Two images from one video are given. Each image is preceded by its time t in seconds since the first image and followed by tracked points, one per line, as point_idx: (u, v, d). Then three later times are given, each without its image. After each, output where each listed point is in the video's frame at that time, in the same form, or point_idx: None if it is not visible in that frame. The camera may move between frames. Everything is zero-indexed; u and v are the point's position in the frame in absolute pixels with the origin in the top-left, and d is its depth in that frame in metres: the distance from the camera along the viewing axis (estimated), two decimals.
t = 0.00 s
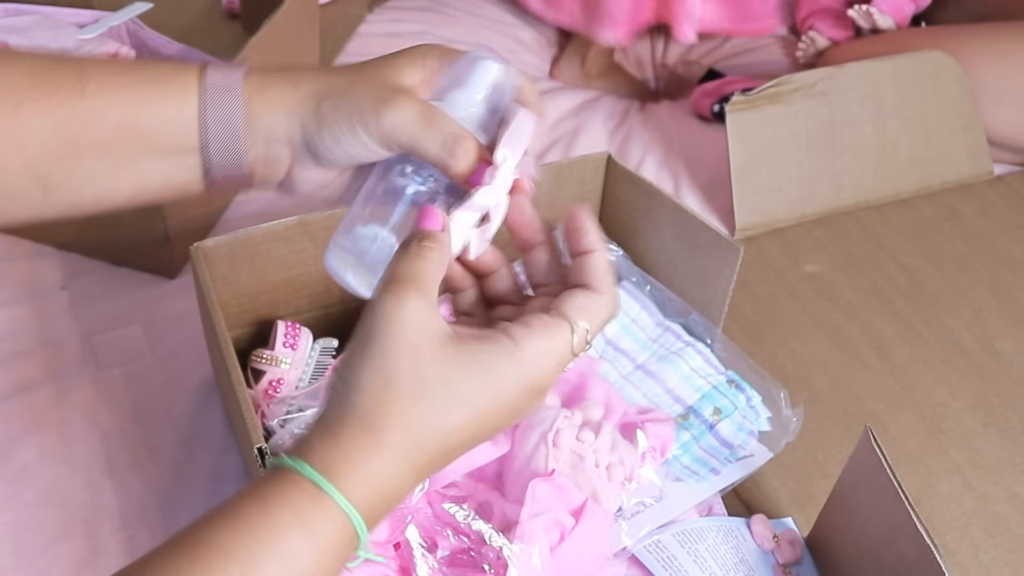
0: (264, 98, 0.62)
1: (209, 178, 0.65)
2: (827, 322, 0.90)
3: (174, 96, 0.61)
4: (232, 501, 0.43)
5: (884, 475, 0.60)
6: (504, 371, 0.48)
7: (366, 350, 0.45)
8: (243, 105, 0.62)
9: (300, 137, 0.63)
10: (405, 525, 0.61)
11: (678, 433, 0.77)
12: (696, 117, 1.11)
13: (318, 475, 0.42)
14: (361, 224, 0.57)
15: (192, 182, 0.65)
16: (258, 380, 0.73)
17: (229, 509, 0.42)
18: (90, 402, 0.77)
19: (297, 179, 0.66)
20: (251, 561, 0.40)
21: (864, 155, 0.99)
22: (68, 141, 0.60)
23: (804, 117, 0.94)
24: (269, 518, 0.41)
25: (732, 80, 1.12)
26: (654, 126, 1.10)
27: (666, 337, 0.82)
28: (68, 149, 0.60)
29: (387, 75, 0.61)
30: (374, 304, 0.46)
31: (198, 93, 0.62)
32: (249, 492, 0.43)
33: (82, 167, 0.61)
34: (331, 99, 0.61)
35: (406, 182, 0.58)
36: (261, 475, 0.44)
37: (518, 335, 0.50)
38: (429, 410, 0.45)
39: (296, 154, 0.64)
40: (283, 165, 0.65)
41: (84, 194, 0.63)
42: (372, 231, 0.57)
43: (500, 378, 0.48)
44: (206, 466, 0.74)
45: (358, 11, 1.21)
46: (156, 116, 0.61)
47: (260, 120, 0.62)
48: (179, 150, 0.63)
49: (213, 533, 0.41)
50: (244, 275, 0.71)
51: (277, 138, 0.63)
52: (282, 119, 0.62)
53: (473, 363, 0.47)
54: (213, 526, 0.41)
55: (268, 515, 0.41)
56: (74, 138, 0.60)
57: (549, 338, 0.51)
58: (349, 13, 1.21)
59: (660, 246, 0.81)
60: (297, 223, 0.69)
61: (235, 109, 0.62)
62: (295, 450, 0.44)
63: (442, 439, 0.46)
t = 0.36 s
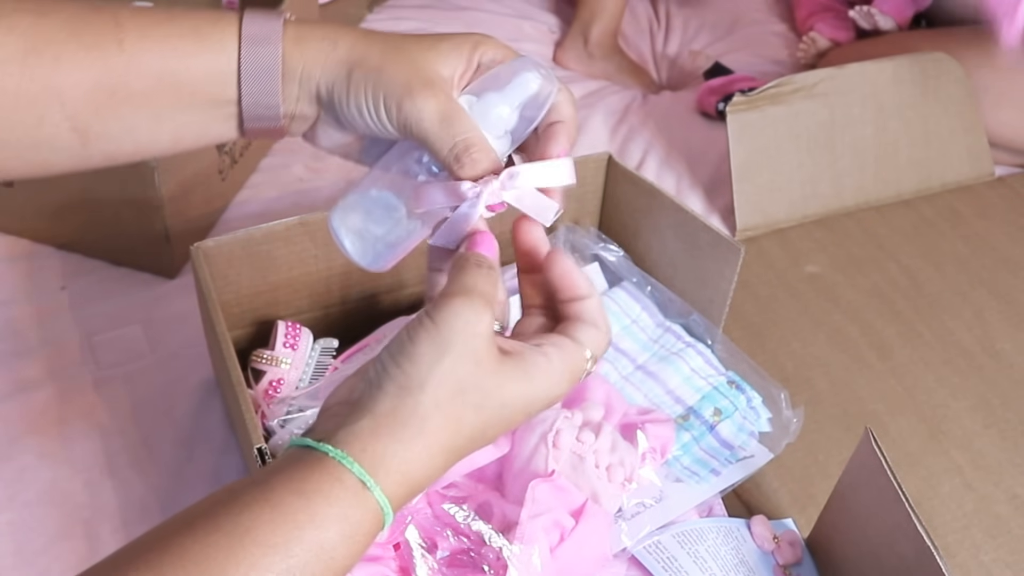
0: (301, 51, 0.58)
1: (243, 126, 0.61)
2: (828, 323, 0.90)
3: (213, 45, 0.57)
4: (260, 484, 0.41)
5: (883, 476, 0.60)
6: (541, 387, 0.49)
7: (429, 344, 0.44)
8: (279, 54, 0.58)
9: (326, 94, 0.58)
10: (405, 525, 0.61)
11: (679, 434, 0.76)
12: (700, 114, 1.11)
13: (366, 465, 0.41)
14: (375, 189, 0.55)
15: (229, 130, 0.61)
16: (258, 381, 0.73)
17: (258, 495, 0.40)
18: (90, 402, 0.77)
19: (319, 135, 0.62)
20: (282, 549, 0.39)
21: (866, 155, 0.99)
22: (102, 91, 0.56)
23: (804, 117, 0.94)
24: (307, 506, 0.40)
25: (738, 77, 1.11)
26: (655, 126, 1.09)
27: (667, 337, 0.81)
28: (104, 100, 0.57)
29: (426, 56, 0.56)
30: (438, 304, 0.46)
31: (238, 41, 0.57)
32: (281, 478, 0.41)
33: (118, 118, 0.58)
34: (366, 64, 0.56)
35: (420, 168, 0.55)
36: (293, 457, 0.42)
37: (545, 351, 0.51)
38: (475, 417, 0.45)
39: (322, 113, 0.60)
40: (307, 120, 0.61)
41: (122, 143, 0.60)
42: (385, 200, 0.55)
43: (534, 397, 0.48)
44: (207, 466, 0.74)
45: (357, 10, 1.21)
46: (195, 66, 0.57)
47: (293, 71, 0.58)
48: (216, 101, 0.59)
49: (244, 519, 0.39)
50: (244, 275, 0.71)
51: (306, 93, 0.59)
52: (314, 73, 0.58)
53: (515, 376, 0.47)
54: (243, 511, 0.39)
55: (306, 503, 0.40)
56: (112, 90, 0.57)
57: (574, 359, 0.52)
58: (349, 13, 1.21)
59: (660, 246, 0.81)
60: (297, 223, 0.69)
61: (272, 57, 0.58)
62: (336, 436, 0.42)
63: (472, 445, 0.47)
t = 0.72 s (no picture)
0: (325, 45, 0.55)
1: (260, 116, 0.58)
2: (828, 323, 0.90)
3: (231, 34, 0.54)
4: (274, 481, 0.40)
5: (884, 476, 0.60)
6: (551, 418, 0.48)
7: (454, 358, 0.44)
8: (301, 44, 0.55)
9: (347, 92, 0.56)
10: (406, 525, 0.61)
11: (679, 434, 0.76)
12: (701, 113, 1.12)
13: (378, 472, 0.41)
14: (360, 172, 0.54)
15: (245, 120, 0.58)
16: (258, 381, 0.73)
17: (272, 493, 0.40)
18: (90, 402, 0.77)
19: (331, 129, 0.60)
20: (293, 550, 0.39)
21: (866, 156, 0.99)
22: (117, 79, 0.53)
23: (804, 117, 0.94)
24: (318, 508, 0.40)
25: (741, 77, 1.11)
26: (655, 127, 1.09)
27: (667, 337, 0.81)
28: (120, 91, 0.54)
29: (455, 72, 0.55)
30: (467, 319, 0.45)
31: (258, 30, 0.54)
32: (296, 475, 0.40)
33: (133, 108, 0.55)
34: (392, 68, 0.54)
35: (423, 175, 0.54)
36: (308, 454, 0.42)
37: (555, 379, 0.50)
38: (485, 437, 0.45)
39: (340, 107, 0.57)
40: (323, 114, 0.58)
41: (138, 133, 0.56)
42: (369, 186, 0.53)
43: (542, 427, 0.48)
44: (207, 466, 0.74)
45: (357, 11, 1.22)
46: (214, 54, 0.54)
47: (316, 65, 0.55)
48: (234, 90, 0.56)
49: (258, 517, 0.39)
50: (245, 275, 0.71)
51: (327, 85, 0.56)
52: (340, 68, 0.55)
53: (531, 399, 0.47)
54: (256, 508, 0.39)
55: (318, 506, 0.40)
56: (129, 79, 0.53)
57: (580, 396, 0.50)
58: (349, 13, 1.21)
59: (661, 247, 0.81)
60: (298, 223, 0.69)
61: (293, 47, 0.55)
62: (351, 438, 0.42)
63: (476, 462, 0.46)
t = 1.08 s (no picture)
0: (325, 53, 0.54)
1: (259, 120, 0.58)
2: (828, 323, 0.90)
3: (228, 41, 0.54)
4: (281, 493, 0.40)
5: (884, 476, 0.60)
6: (548, 436, 0.48)
7: (460, 378, 0.43)
8: (301, 53, 0.54)
9: (347, 101, 0.55)
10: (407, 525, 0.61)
11: (679, 434, 0.76)
12: (707, 111, 1.12)
13: (383, 488, 0.41)
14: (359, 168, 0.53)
15: (243, 124, 0.58)
16: (258, 381, 0.73)
17: (280, 505, 0.39)
18: (90, 402, 0.77)
19: (332, 132, 0.59)
20: (300, 563, 0.39)
21: (866, 156, 0.99)
22: (114, 84, 0.53)
23: (805, 117, 0.94)
24: (325, 522, 0.40)
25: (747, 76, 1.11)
26: (655, 126, 1.09)
27: (667, 337, 0.81)
28: (116, 96, 0.53)
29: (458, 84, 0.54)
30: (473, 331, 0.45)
31: (256, 37, 0.54)
32: (304, 488, 0.40)
33: (130, 114, 0.55)
34: (393, 80, 0.54)
35: (422, 185, 0.54)
36: (314, 468, 0.42)
37: (549, 398, 0.50)
38: (486, 456, 0.45)
39: (341, 113, 0.57)
40: (324, 117, 0.58)
41: (133, 138, 0.56)
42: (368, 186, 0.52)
43: (538, 444, 0.48)
44: (207, 466, 0.74)
45: (357, 11, 1.21)
46: (211, 62, 0.54)
47: (313, 72, 0.55)
48: (232, 96, 0.56)
49: (267, 530, 0.39)
50: (245, 275, 0.71)
51: (327, 94, 0.56)
52: (340, 77, 0.54)
53: (531, 419, 0.47)
54: (264, 521, 0.39)
55: (325, 521, 0.40)
56: (125, 85, 0.53)
57: (574, 413, 0.51)
58: (349, 12, 1.21)
59: (661, 247, 0.81)
60: (298, 223, 0.69)
61: (293, 53, 0.54)
62: (356, 454, 0.42)
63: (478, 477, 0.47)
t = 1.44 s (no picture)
0: (250, 58, 0.56)
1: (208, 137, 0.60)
2: (829, 323, 0.90)
3: (153, 60, 0.56)
4: (302, 528, 0.41)
5: (884, 476, 0.60)
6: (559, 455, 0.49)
7: (469, 426, 0.44)
8: (226, 65, 0.56)
9: (275, 104, 0.57)
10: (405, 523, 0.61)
11: (679, 434, 0.76)
12: (700, 112, 1.11)
13: (400, 535, 0.42)
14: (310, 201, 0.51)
15: (179, 147, 0.60)
16: (258, 380, 0.73)
17: (301, 541, 0.40)
18: (90, 402, 0.77)
19: (269, 150, 0.60)
20: None
21: (866, 156, 0.99)
22: (49, 108, 0.56)
23: (805, 117, 0.94)
24: (343, 560, 0.40)
25: (739, 77, 1.11)
26: (656, 126, 1.09)
27: (667, 337, 0.81)
28: (50, 120, 0.56)
29: (382, 68, 0.54)
30: (485, 382, 0.45)
31: (178, 56, 0.57)
32: (324, 528, 0.41)
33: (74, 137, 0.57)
34: (315, 71, 0.55)
35: (363, 181, 0.52)
36: (331, 507, 0.43)
37: (563, 410, 0.50)
38: (499, 488, 0.46)
39: (273, 121, 0.58)
40: (258, 132, 0.59)
41: (76, 163, 0.59)
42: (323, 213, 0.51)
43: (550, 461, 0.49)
44: (207, 467, 0.74)
45: (356, 11, 1.22)
46: (136, 83, 0.56)
47: (240, 82, 0.57)
48: (167, 117, 0.58)
49: (287, 567, 0.39)
50: (245, 275, 0.71)
51: (255, 102, 0.57)
52: (265, 85, 0.56)
53: (543, 448, 0.48)
54: (285, 556, 0.40)
55: (343, 560, 0.40)
56: (57, 110, 0.56)
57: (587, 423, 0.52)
58: (349, 13, 1.21)
59: (661, 247, 0.81)
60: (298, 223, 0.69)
61: (219, 67, 0.56)
62: (373, 501, 0.43)
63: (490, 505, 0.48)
